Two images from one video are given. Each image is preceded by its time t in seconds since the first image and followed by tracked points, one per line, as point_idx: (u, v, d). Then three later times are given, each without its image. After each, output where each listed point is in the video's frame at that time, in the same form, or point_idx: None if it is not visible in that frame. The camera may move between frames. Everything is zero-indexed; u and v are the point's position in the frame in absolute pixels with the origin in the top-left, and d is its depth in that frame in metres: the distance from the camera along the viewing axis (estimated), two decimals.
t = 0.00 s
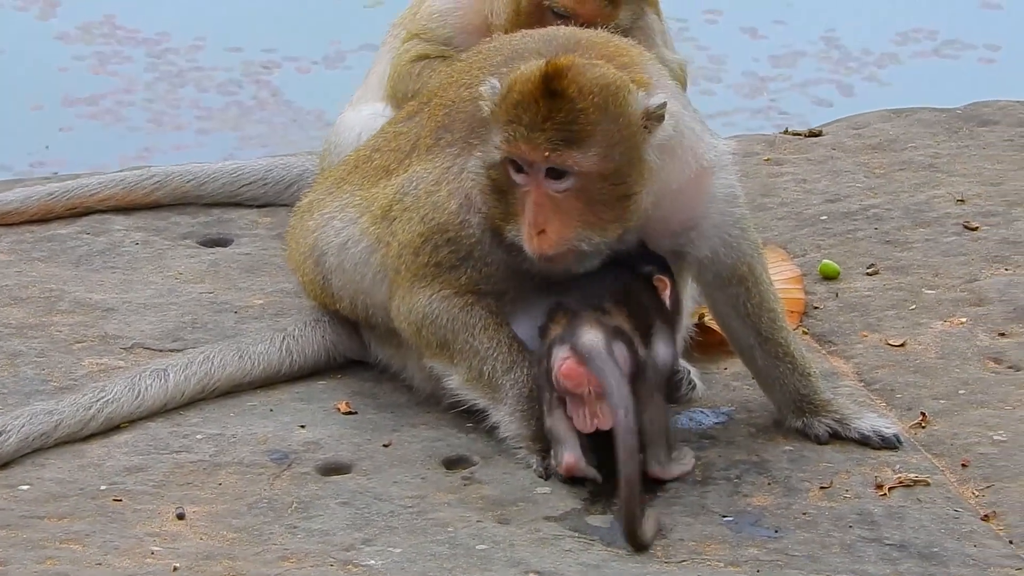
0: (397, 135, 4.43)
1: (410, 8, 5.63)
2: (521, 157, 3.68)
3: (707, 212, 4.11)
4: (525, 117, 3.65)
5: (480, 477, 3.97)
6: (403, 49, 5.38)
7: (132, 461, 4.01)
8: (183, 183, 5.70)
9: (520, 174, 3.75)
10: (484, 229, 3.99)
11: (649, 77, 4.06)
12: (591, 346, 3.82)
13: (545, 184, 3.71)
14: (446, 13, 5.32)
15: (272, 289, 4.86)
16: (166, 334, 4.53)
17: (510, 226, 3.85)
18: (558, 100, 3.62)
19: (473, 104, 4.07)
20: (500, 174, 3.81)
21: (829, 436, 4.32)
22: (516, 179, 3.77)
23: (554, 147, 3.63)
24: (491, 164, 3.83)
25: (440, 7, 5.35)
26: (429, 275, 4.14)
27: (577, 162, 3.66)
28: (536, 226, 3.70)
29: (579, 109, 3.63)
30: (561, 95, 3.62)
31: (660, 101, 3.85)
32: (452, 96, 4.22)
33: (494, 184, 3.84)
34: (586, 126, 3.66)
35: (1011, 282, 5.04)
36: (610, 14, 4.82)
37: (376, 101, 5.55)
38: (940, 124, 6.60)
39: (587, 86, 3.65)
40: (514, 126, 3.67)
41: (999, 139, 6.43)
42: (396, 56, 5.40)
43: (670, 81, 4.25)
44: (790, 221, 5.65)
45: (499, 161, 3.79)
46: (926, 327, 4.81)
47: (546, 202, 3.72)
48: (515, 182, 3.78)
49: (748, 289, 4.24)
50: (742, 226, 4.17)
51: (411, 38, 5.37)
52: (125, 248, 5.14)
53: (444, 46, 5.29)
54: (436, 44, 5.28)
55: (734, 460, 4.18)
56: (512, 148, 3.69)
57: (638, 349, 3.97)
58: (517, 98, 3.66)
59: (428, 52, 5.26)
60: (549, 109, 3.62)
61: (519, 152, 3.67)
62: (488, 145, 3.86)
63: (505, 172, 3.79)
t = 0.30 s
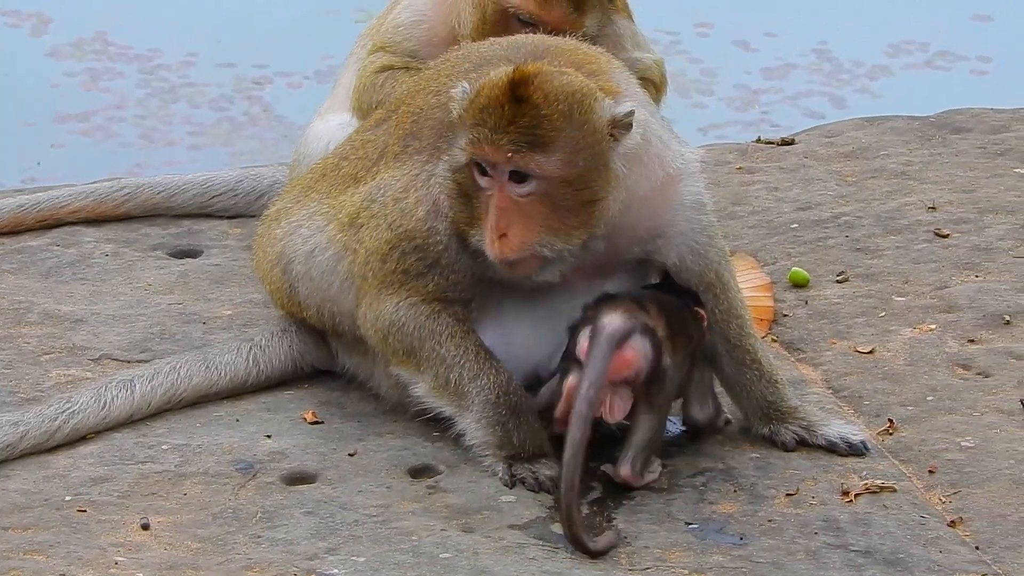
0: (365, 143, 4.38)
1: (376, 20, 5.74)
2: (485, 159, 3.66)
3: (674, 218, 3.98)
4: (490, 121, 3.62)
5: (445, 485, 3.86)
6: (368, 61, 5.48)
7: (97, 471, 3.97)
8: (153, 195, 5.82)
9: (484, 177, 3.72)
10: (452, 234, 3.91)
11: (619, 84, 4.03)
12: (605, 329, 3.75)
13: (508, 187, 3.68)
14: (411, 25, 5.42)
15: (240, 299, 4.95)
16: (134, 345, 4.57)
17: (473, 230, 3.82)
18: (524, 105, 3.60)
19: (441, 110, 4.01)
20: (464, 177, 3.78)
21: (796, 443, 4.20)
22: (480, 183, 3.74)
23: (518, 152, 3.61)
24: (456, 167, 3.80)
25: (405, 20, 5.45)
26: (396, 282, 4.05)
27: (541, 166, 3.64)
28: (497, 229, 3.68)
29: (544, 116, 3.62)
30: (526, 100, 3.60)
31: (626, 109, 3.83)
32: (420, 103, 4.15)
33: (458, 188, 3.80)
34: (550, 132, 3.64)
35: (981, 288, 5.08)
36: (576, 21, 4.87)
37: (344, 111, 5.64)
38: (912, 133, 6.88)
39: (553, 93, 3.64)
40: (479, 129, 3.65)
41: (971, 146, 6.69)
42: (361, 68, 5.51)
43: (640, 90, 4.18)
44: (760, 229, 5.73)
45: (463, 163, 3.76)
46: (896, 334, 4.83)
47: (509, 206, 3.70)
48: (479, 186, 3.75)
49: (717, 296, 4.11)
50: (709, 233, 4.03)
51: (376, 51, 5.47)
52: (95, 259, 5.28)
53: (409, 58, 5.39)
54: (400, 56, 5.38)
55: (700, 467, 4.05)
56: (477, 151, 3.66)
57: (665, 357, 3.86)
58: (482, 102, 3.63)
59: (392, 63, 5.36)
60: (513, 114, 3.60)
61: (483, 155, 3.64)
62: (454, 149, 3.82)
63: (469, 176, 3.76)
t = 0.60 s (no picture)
0: (351, 154, 4.39)
1: (359, 33, 5.78)
2: (463, 164, 3.66)
3: (659, 226, 3.99)
4: (468, 126, 3.65)
5: (432, 496, 3.85)
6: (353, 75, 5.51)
7: (86, 483, 3.97)
8: (143, 208, 5.85)
9: (463, 182, 3.71)
10: (434, 242, 3.92)
11: (602, 93, 4.04)
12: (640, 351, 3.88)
13: (487, 192, 3.67)
14: (395, 38, 5.45)
15: (229, 311, 4.98)
16: (123, 357, 4.59)
17: (453, 237, 3.81)
18: (501, 109, 3.63)
19: (425, 120, 4.02)
20: (444, 184, 3.78)
21: (784, 452, 4.17)
22: (459, 189, 3.73)
23: (496, 155, 3.62)
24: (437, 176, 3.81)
25: (389, 33, 5.48)
26: (380, 293, 4.06)
27: (518, 170, 3.64)
28: (476, 233, 3.65)
29: (522, 120, 3.64)
30: (504, 104, 3.63)
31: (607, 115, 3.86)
32: (404, 114, 4.16)
33: (438, 195, 3.81)
34: (528, 136, 3.65)
35: (970, 296, 5.08)
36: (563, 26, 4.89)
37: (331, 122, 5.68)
38: (903, 140, 6.89)
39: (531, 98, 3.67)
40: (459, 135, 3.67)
41: (961, 153, 6.70)
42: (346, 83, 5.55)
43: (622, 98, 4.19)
44: (750, 237, 5.73)
45: (444, 170, 3.77)
46: (885, 342, 4.83)
47: (488, 210, 3.68)
48: (459, 192, 3.74)
49: (701, 305, 4.10)
50: (695, 243, 4.04)
51: (360, 65, 5.51)
52: (85, 272, 5.31)
53: (394, 71, 5.42)
54: (384, 69, 5.42)
55: (687, 477, 4.01)
56: (455, 156, 3.67)
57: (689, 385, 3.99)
58: (461, 109, 3.67)
59: (376, 77, 5.39)
60: (490, 117, 3.63)
61: (462, 159, 3.65)
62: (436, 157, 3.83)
63: (449, 182, 3.76)
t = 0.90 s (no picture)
0: (370, 169, 4.41)
1: (378, 48, 5.81)
2: (481, 176, 3.68)
3: (679, 237, 4.00)
4: (485, 138, 3.68)
5: (453, 509, 3.85)
6: (374, 90, 5.53)
7: (107, 498, 3.99)
8: (163, 224, 5.89)
9: (482, 195, 3.73)
10: (453, 255, 3.93)
11: (620, 105, 4.06)
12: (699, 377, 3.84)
13: (506, 204, 3.69)
14: (417, 52, 5.48)
15: (250, 326, 5.01)
16: (144, 373, 4.61)
17: (473, 250, 3.82)
18: (518, 119, 3.66)
19: (444, 135, 4.04)
20: (463, 198, 3.79)
21: (804, 464, 4.16)
22: (478, 203, 3.75)
23: (514, 165, 3.64)
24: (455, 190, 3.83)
25: (409, 48, 5.51)
26: (400, 308, 4.07)
27: (536, 180, 3.66)
28: (496, 245, 3.67)
29: (539, 129, 3.67)
30: (520, 115, 3.66)
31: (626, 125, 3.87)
32: (423, 129, 4.18)
33: (457, 209, 3.83)
34: (546, 145, 3.68)
35: (991, 307, 5.07)
36: (586, 35, 4.93)
37: (352, 136, 5.71)
38: (923, 152, 6.88)
39: (548, 108, 3.70)
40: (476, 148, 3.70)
41: (982, 165, 6.69)
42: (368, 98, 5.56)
43: (641, 111, 4.20)
44: (770, 250, 5.73)
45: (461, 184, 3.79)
46: (906, 354, 4.82)
47: (507, 221, 3.69)
48: (478, 204, 3.76)
49: (721, 318, 4.11)
50: (715, 254, 4.05)
51: (382, 80, 5.53)
52: (106, 289, 5.34)
53: (414, 87, 5.44)
54: (406, 84, 5.43)
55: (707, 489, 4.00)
56: (473, 168, 3.70)
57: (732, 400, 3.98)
58: (478, 121, 3.70)
59: (398, 91, 5.40)
60: (507, 128, 3.66)
61: (480, 170, 3.67)
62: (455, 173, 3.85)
63: (467, 196, 3.78)
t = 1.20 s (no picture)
0: (386, 177, 4.42)
1: (393, 58, 5.83)
2: (499, 182, 3.69)
3: (695, 244, 4.00)
4: (503, 144, 3.68)
5: (470, 516, 3.85)
6: (388, 100, 5.54)
7: (125, 505, 3.99)
8: (179, 231, 5.91)
9: (500, 202, 3.73)
10: (470, 262, 3.93)
11: (636, 112, 4.06)
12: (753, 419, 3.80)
13: (524, 209, 3.69)
14: (429, 64, 5.50)
15: (267, 333, 5.02)
16: (161, 380, 4.63)
17: (491, 256, 3.83)
18: (535, 125, 3.67)
19: (460, 142, 4.04)
20: (480, 205, 3.80)
21: (822, 470, 4.14)
22: (496, 209, 3.76)
23: (532, 171, 3.64)
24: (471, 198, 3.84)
25: (422, 58, 5.52)
26: (417, 315, 4.07)
27: (555, 185, 3.66)
28: (515, 251, 3.67)
29: (556, 135, 3.67)
30: (537, 120, 3.67)
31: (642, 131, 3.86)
32: (439, 136, 4.19)
33: (475, 216, 3.83)
34: (563, 151, 3.68)
35: (1008, 313, 5.06)
36: (593, 40, 4.92)
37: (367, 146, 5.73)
38: (939, 158, 6.87)
39: (565, 114, 3.71)
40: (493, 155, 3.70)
41: (998, 171, 6.68)
42: (381, 109, 5.57)
43: (656, 117, 4.20)
44: (786, 257, 5.73)
45: (478, 191, 3.79)
46: (922, 360, 4.81)
47: (525, 227, 3.70)
48: (495, 211, 3.76)
49: (738, 323, 4.11)
50: (732, 260, 4.04)
51: (396, 91, 5.54)
52: (122, 296, 5.36)
53: (430, 95, 5.45)
54: (420, 94, 5.45)
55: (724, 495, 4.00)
56: (491, 176, 3.70)
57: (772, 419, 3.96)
58: (495, 128, 3.71)
59: (411, 102, 5.42)
60: (525, 134, 3.66)
61: (498, 177, 3.68)
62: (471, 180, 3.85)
63: (485, 202, 3.78)
